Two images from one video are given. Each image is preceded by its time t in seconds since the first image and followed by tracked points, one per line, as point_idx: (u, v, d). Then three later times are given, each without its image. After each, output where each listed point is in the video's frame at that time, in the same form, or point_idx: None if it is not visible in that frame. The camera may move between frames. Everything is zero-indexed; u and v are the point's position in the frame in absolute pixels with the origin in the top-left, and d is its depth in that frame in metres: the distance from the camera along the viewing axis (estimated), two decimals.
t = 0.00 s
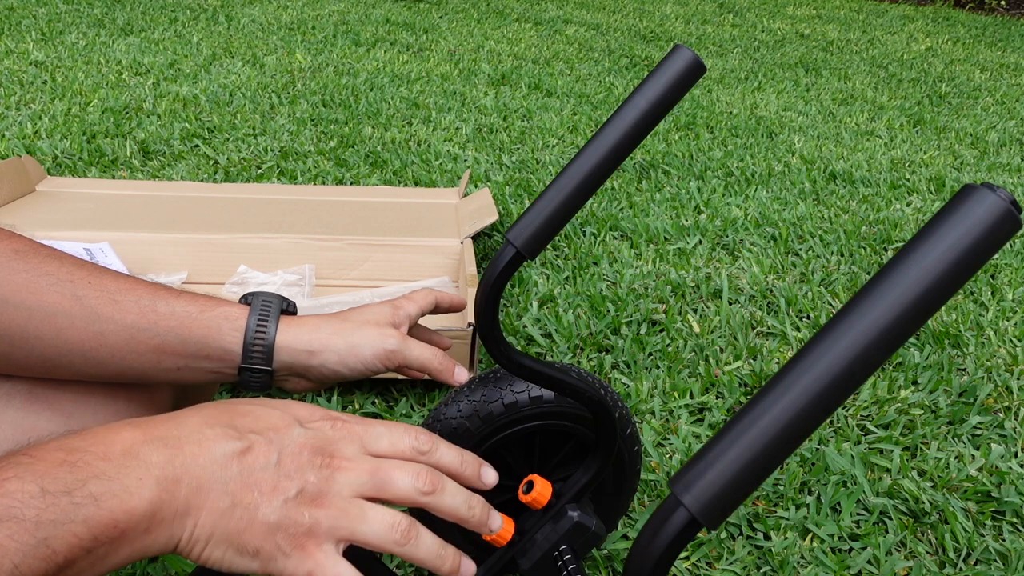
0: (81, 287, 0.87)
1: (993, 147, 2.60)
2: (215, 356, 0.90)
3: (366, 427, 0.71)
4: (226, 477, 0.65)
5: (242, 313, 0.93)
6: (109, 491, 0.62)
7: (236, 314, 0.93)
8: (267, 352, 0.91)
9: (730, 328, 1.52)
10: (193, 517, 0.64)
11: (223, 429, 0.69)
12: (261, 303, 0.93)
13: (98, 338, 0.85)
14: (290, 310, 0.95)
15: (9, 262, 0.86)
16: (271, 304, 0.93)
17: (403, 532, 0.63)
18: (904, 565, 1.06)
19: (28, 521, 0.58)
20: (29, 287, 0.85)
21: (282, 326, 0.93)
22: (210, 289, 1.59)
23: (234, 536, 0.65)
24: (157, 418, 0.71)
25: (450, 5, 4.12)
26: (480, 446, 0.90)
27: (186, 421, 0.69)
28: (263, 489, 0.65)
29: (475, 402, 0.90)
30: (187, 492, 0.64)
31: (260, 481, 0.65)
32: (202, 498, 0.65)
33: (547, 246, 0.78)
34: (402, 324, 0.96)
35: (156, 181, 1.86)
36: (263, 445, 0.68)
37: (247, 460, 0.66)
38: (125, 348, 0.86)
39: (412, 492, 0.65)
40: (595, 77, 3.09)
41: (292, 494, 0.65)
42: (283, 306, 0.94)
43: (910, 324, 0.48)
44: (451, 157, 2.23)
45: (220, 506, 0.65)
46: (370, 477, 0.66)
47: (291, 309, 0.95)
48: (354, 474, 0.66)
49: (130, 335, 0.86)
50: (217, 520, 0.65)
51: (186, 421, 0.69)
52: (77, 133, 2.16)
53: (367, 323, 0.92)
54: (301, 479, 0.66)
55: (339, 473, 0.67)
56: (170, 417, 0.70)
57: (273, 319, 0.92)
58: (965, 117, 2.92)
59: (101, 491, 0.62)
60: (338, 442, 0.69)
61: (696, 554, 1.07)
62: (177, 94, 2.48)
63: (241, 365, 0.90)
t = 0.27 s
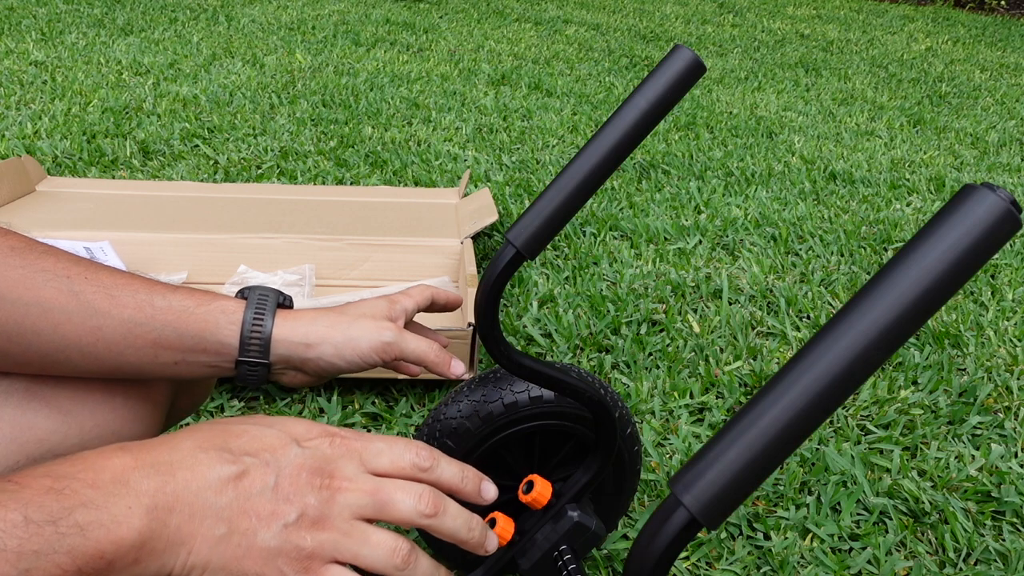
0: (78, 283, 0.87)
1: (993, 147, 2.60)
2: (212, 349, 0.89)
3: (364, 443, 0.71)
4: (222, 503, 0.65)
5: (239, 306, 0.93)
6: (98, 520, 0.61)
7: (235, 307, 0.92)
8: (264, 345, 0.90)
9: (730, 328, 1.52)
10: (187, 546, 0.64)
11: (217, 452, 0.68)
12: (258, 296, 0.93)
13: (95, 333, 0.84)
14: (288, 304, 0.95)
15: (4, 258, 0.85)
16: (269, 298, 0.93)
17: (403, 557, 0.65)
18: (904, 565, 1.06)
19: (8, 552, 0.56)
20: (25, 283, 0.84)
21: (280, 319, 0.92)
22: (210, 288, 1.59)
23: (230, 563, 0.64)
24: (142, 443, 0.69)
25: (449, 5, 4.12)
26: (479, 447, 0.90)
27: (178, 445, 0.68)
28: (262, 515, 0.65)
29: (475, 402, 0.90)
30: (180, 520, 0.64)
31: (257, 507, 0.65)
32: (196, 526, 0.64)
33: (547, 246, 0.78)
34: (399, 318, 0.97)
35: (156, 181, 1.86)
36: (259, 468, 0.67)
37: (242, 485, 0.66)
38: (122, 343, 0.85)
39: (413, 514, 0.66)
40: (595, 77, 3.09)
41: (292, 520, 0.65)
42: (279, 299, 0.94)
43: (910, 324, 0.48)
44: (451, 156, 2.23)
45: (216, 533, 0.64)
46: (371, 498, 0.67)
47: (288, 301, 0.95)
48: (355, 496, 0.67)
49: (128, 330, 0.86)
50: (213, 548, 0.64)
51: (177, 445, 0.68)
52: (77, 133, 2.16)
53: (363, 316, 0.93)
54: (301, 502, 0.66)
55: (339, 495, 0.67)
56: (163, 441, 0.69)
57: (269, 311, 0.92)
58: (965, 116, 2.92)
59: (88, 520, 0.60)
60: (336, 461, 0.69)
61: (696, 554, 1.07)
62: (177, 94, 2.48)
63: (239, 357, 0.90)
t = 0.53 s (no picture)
0: (79, 284, 0.87)
1: (993, 147, 2.60)
2: (212, 351, 0.89)
3: (358, 436, 0.71)
4: (218, 494, 0.65)
5: (240, 309, 0.93)
6: (95, 512, 0.61)
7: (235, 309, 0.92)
8: (265, 347, 0.90)
9: (730, 328, 1.52)
10: (184, 537, 0.64)
11: (213, 444, 0.68)
12: (259, 298, 0.93)
13: (96, 335, 0.84)
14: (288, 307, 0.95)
15: (5, 259, 0.85)
16: (270, 300, 0.93)
17: (395, 548, 0.65)
18: (904, 565, 1.06)
19: (7, 543, 0.56)
20: (26, 285, 0.84)
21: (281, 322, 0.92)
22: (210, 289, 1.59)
23: (227, 554, 0.64)
24: (140, 434, 0.69)
25: (449, 5, 4.12)
26: (478, 447, 0.90)
27: (174, 437, 0.68)
28: (258, 506, 0.65)
29: (475, 402, 0.90)
30: (175, 511, 0.64)
31: (253, 499, 0.65)
32: (192, 518, 0.64)
33: (547, 246, 0.78)
34: (402, 322, 0.96)
35: (156, 181, 1.86)
36: (255, 460, 0.67)
37: (238, 476, 0.66)
38: (122, 345, 0.85)
39: (406, 506, 0.66)
40: (595, 77, 3.09)
41: (287, 511, 0.65)
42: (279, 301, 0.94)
43: (911, 324, 0.48)
44: (451, 157, 2.23)
45: (212, 525, 0.64)
46: (364, 490, 0.67)
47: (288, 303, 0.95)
48: (349, 487, 0.67)
49: (128, 331, 0.85)
50: (210, 539, 0.64)
51: (173, 437, 0.68)
52: (77, 133, 2.16)
53: (365, 320, 0.92)
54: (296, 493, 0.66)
55: (333, 486, 0.67)
56: (160, 433, 0.69)
57: (270, 313, 0.91)
58: (965, 117, 2.92)
59: (86, 512, 0.61)
60: (330, 453, 0.69)
61: (696, 554, 1.07)
62: (177, 94, 2.47)
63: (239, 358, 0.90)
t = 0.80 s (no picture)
0: (79, 285, 0.87)
1: (992, 147, 2.60)
2: (213, 352, 0.89)
3: (344, 438, 0.73)
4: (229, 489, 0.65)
5: (241, 310, 0.92)
6: (101, 504, 0.60)
7: (234, 309, 0.92)
8: (266, 349, 0.90)
9: (730, 328, 1.52)
10: (192, 531, 0.63)
11: (220, 439, 0.68)
12: (260, 299, 0.93)
13: (96, 335, 0.84)
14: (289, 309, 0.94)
15: (6, 260, 0.85)
16: (270, 303, 0.92)
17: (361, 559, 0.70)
18: (904, 565, 1.06)
19: (13, 535, 0.57)
20: (26, 285, 0.84)
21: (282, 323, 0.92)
22: (210, 289, 1.59)
23: (235, 549, 0.64)
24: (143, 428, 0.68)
25: (449, 5, 4.12)
26: (478, 447, 0.90)
27: (178, 432, 0.67)
28: (265, 501, 0.65)
29: (475, 403, 0.90)
30: (183, 505, 0.63)
31: (262, 495, 0.65)
32: (201, 513, 0.63)
33: (547, 246, 0.78)
34: (402, 327, 0.96)
35: (156, 181, 1.86)
36: (260, 457, 0.67)
37: (245, 472, 0.66)
38: (122, 345, 0.85)
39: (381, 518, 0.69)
40: (595, 77, 3.09)
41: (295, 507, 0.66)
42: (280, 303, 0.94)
43: (910, 324, 0.48)
44: (451, 157, 2.23)
45: (222, 519, 0.64)
46: (351, 497, 0.69)
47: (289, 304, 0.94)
48: (339, 492, 0.69)
49: (128, 332, 0.85)
50: (219, 533, 0.64)
51: (177, 432, 0.68)
52: (77, 133, 2.16)
53: (365, 324, 0.92)
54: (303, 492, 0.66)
55: (329, 489, 0.68)
56: (163, 428, 0.68)
57: (271, 315, 0.91)
58: (965, 117, 2.92)
59: (91, 504, 0.60)
60: (325, 455, 0.70)
61: (696, 554, 1.07)
62: (177, 94, 2.48)
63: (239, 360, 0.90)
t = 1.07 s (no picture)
0: (80, 285, 0.87)
1: (992, 147, 2.60)
2: (213, 350, 0.89)
3: (317, 463, 0.76)
4: (223, 497, 0.66)
5: (241, 308, 0.92)
6: (98, 507, 0.60)
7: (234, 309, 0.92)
8: (266, 346, 0.90)
9: (730, 328, 1.52)
10: (185, 537, 0.63)
11: (209, 451, 0.69)
12: (259, 298, 0.93)
13: (96, 335, 0.84)
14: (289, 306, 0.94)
15: (6, 260, 0.85)
16: (270, 301, 0.93)
17: None
18: (904, 565, 1.06)
19: (13, 538, 0.56)
20: (26, 285, 0.84)
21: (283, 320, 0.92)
22: (210, 289, 1.59)
23: (226, 557, 0.65)
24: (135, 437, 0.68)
25: (449, 5, 4.12)
26: (478, 448, 0.90)
27: (171, 442, 0.68)
28: (255, 512, 0.67)
29: (475, 403, 0.90)
30: (178, 510, 0.64)
31: (252, 506, 0.67)
32: (195, 519, 0.64)
33: (546, 246, 0.78)
34: (402, 325, 0.96)
35: (156, 182, 1.87)
36: (250, 470, 0.69)
37: (237, 483, 0.68)
38: (123, 345, 0.85)
39: (354, 540, 0.73)
40: (595, 77, 3.09)
41: (282, 520, 0.68)
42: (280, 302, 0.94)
43: (910, 324, 0.48)
44: (451, 157, 2.23)
45: (215, 526, 0.65)
46: (328, 519, 0.72)
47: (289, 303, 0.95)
48: (317, 513, 0.72)
49: (129, 331, 0.85)
50: (211, 540, 0.64)
51: (170, 441, 0.68)
52: (77, 133, 2.16)
53: (365, 321, 0.92)
54: (288, 508, 0.69)
55: (308, 508, 0.71)
56: (160, 438, 0.69)
57: (271, 313, 0.91)
58: (965, 116, 2.92)
59: (88, 508, 0.60)
60: (302, 477, 0.73)
61: (696, 554, 1.07)
62: (177, 94, 2.48)
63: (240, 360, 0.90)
